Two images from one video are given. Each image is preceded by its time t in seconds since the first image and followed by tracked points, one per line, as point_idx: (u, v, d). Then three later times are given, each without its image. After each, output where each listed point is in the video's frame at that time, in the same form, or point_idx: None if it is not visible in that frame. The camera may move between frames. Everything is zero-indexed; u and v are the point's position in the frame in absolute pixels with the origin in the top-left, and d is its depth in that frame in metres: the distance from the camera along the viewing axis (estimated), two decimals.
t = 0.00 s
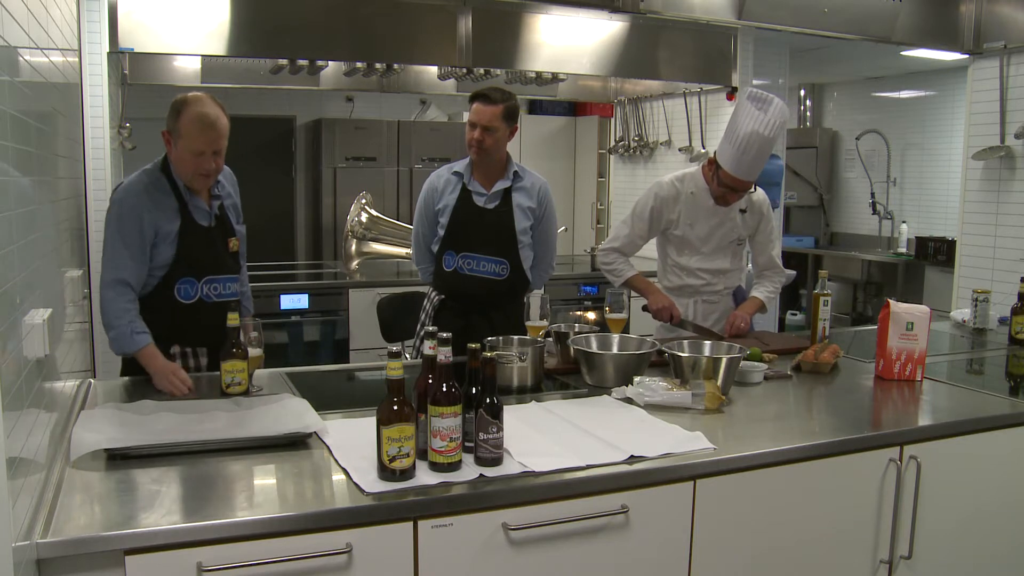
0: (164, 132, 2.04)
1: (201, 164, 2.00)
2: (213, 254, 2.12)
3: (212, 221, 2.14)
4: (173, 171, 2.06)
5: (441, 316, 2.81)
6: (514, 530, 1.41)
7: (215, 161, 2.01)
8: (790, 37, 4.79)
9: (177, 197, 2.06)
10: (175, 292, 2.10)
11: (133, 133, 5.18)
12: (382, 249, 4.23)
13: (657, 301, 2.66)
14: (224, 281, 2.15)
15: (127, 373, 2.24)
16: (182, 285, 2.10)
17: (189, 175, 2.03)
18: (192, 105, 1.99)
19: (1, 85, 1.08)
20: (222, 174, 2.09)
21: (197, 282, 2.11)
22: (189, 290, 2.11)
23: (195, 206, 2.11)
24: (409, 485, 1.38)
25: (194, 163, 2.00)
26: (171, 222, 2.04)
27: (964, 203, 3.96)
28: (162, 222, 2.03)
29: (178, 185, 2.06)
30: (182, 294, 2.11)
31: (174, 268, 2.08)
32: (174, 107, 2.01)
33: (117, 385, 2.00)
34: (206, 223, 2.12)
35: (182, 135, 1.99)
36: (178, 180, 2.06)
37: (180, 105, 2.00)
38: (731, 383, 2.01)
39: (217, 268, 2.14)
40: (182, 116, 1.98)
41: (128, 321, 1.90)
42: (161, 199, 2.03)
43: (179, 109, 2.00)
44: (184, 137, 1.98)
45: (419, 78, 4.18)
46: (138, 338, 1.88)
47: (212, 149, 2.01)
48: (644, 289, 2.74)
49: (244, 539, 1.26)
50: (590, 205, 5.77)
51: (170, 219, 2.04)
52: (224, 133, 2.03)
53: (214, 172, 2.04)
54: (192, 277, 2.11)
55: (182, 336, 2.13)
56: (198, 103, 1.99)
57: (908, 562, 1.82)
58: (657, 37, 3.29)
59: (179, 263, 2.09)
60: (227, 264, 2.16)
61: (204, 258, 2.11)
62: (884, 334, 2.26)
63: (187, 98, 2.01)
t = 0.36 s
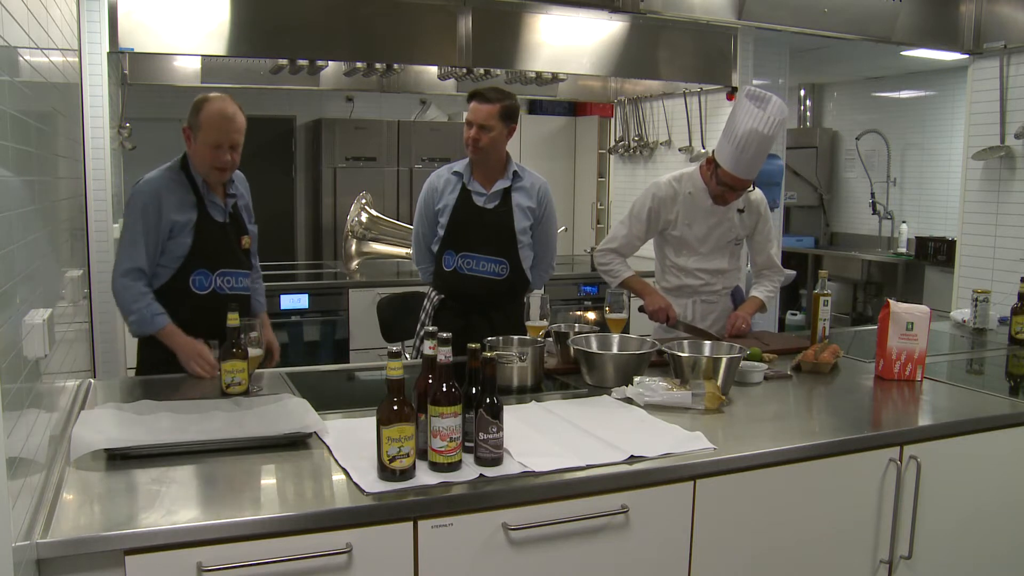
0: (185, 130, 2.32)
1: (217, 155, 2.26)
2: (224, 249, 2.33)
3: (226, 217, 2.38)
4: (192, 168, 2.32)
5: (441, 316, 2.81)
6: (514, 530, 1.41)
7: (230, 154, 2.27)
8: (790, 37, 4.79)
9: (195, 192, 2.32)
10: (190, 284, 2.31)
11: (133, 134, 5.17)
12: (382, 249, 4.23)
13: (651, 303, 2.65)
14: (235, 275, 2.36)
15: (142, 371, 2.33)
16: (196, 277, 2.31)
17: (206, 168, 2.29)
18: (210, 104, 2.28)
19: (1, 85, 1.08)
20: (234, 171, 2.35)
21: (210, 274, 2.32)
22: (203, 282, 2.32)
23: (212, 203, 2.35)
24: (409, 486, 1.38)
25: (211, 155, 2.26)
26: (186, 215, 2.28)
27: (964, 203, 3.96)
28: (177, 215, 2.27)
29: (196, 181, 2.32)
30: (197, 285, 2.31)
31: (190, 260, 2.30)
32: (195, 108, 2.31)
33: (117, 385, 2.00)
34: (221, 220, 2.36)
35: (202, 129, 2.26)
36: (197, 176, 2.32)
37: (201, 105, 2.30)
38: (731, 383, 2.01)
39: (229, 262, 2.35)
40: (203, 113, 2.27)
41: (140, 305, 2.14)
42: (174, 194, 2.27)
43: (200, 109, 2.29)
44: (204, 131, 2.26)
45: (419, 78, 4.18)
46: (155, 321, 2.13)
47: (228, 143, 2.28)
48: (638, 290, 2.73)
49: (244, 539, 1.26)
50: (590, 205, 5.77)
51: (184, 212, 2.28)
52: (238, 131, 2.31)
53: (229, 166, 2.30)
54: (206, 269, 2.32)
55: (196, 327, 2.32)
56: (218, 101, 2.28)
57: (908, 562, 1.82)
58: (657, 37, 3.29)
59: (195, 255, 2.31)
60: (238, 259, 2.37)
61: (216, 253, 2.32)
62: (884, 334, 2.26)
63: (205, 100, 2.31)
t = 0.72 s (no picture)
0: (194, 131, 2.32)
1: (228, 158, 2.30)
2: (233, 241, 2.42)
3: (231, 216, 2.47)
4: (200, 167, 2.35)
5: (440, 314, 2.81)
6: (514, 530, 1.41)
7: (241, 157, 2.30)
8: (790, 37, 4.79)
9: (204, 191, 2.37)
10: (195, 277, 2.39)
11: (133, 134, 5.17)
12: (382, 249, 4.22)
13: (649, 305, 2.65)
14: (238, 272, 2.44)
15: (150, 373, 2.36)
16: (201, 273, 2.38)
17: (216, 170, 2.32)
18: (220, 107, 2.28)
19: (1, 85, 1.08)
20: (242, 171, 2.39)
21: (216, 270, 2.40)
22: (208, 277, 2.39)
23: (217, 201, 2.42)
24: (409, 485, 1.38)
25: (221, 157, 2.29)
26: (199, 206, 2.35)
27: (964, 203, 3.96)
28: (192, 205, 2.33)
29: (204, 181, 2.36)
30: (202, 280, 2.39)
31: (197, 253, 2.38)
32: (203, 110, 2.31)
33: (117, 385, 2.00)
34: (226, 218, 2.45)
35: (213, 132, 2.28)
36: (205, 176, 2.36)
37: (209, 108, 2.30)
38: (731, 383, 2.01)
39: (236, 257, 2.44)
40: (212, 116, 2.28)
41: (199, 274, 2.24)
42: (189, 186, 2.32)
43: (209, 111, 2.29)
44: (215, 134, 2.27)
45: (419, 78, 4.18)
46: (218, 274, 2.25)
47: (238, 145, 2.30)
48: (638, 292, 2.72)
49: (244, 539, 1.26)
50: (590, 205, 5.76)
51: (197, 202, 2.35)
52: (248, 133, 2.33)
53: (238, 167, 2.33)
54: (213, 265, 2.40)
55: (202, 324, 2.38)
56: (228, 104, 2.29)
57: (908, 562, 1.82)
58: (657, 37, 3.28)
59: (201, 250, 2.39)
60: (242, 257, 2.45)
61: (223, 247, 2.41)
62: (884, 333, 2.26)
63: (214, 102, 2.31)
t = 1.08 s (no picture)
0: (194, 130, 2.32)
1: (227, 157, 2.30)
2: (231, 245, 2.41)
3: (232, 214, 2.46)
4: (200, 166, 2.35)
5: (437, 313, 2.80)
6: (514, 530, 1.41)
7: (240, 156, 2.30)
8: (790, 37, 4.79)
9: (205, 190, 2.36)
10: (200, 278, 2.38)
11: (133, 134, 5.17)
12: (382, 249, 4.22)
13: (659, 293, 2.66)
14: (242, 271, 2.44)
15: (152, 373, 2.34)
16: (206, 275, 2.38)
17: (215, 169, 2.32)
18: (220, 106, 2.28)
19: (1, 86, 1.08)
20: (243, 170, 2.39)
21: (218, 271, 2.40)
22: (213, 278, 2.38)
23: (218, 200, 2.41)
24: (409, 486, 1.38)
25: (221, 155, 2.29)
26: (199, 207, 2.35)
27: (964, 203, 3.96)
28: (191, 206, 2.33)
29: (204, 179, 2.36)
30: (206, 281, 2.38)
31: (198, 253, 2.38)
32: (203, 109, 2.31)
33: (117, 385, 2.00)
34: (228, 217, 2.44)
35: (211, 132, 2.28)
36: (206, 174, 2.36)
37: (209, 107, 2.30)
38: (731, 383, 2.01)
39: (236, 259, 2.44)
40: (211, 116, 2.28)
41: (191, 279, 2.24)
42: (189, 188, 2.31)
43: (208, 110, 2.29)
44: (214, 134, 2.27)
45: (419, 78, 4.19)
46: (210, 280, 2.26)
47: (237, 143, 2.29)
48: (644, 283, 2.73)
49: (244, 539, 1.26)
50: (590, 205, 5.76)
51: (197, 202, 2.35)
52: (248, 131, 2.33)
53: (237, 166, 2.33)
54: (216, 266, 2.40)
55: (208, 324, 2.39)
56: (227, 104, 2.29)
57: (908, 562, 1.82)
58: (658, 37, 3.28)
59: (202, 250, 2.38)
60: (243, 256, 2.45)
61: (225, 249, 2.41)
62: (884, 334, 2.26)
63: (214, 101, 2.31)
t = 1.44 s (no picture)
0: (188, 131, 2.31)
1: (226, 157, 2.30)
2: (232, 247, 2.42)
3: (231, 214, 2.45)
4: (196, 168, 2.35)
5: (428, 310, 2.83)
6: (514, 530, 1.41)
7: (238, 155, 2.30)
8: (790, 37, 4.79)
9: (202, 191, 2.36)
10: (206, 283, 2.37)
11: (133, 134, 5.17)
12: (382, 250, 4.25)
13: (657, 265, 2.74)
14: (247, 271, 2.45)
15: (153, 373, 2.33)
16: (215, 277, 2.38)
17: (213, 169, 2.32)
18: (217, 106, 2.29)
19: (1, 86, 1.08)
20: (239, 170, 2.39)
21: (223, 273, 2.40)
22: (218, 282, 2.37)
23: (217, 201, 2.41)
24: (409, 486, 1.38)
25: (218, 155, 2.29)
26: (197, 211, 2.34)
27: (964, 203, 3.96)
28: (189, 212, 2.32)
29: (201, 181, 2.36)
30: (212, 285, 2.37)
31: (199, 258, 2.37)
32: (197, 110, 2.30)
33: (117, 385, 2.00)
34: (227, 217, 2.44)
35: (209, 134, 2.27)
36: (202, 176, 2.36)
37: (203, 107, 2.30)
38: (731, 383, 2.01)
39: (238, 258, 2.44)
40: (208, 117, 2.28)
41: (183, 286, 2.24)
42: (183, 193, 2.30)
43: (203, 110, 2.29)
44: (212, 133, 2.27)
45: (419, 78, 4.20)
46: (202, 286, 2.26)
47: (235, 142, 2.30)
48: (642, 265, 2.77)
49: (244, 539, 1.26)
50: (590, 205, 5.76)
51: (196, 209, 2.34)
52: (244, 130, 2.34)
53: (236, 165, 2.33)
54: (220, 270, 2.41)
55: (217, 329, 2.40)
56: (223, 103, 2.30)
57: (908, 562, 1.82)
58: (658, 37, 3.36)
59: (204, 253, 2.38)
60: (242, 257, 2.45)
61: (229, 251, 2.42)
62: (884, 333, 2.26)
63: (208, 101, 2.31)
